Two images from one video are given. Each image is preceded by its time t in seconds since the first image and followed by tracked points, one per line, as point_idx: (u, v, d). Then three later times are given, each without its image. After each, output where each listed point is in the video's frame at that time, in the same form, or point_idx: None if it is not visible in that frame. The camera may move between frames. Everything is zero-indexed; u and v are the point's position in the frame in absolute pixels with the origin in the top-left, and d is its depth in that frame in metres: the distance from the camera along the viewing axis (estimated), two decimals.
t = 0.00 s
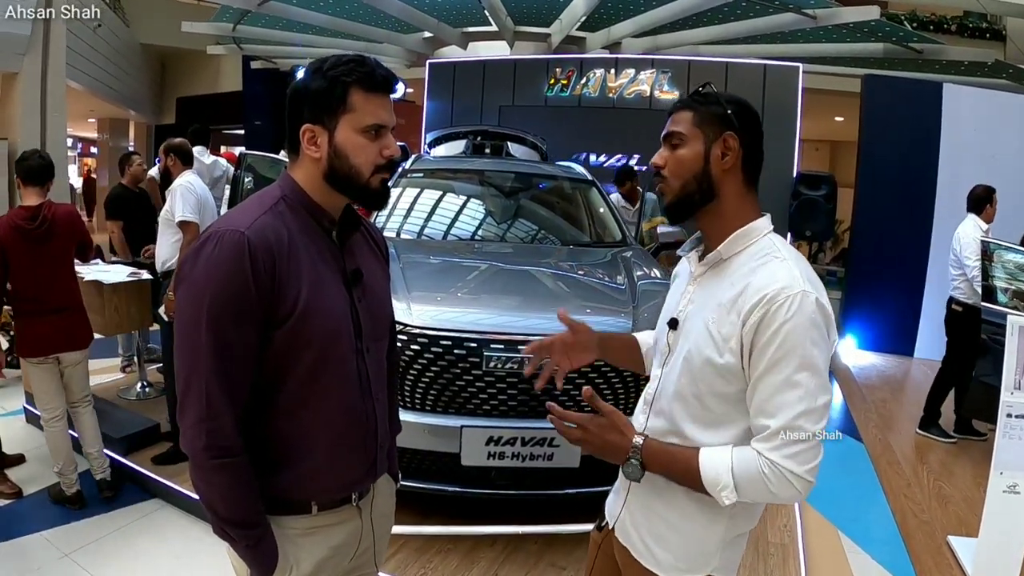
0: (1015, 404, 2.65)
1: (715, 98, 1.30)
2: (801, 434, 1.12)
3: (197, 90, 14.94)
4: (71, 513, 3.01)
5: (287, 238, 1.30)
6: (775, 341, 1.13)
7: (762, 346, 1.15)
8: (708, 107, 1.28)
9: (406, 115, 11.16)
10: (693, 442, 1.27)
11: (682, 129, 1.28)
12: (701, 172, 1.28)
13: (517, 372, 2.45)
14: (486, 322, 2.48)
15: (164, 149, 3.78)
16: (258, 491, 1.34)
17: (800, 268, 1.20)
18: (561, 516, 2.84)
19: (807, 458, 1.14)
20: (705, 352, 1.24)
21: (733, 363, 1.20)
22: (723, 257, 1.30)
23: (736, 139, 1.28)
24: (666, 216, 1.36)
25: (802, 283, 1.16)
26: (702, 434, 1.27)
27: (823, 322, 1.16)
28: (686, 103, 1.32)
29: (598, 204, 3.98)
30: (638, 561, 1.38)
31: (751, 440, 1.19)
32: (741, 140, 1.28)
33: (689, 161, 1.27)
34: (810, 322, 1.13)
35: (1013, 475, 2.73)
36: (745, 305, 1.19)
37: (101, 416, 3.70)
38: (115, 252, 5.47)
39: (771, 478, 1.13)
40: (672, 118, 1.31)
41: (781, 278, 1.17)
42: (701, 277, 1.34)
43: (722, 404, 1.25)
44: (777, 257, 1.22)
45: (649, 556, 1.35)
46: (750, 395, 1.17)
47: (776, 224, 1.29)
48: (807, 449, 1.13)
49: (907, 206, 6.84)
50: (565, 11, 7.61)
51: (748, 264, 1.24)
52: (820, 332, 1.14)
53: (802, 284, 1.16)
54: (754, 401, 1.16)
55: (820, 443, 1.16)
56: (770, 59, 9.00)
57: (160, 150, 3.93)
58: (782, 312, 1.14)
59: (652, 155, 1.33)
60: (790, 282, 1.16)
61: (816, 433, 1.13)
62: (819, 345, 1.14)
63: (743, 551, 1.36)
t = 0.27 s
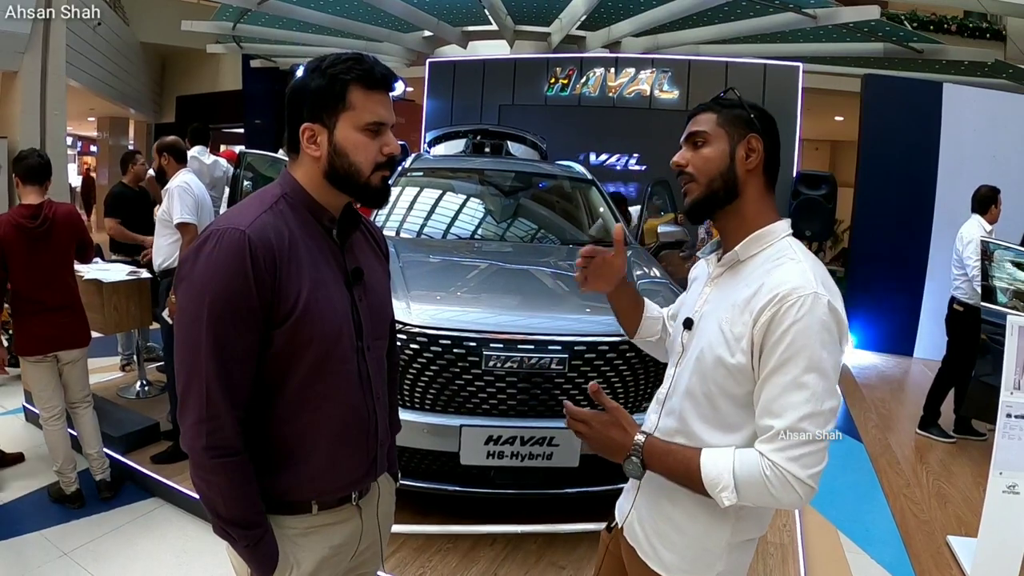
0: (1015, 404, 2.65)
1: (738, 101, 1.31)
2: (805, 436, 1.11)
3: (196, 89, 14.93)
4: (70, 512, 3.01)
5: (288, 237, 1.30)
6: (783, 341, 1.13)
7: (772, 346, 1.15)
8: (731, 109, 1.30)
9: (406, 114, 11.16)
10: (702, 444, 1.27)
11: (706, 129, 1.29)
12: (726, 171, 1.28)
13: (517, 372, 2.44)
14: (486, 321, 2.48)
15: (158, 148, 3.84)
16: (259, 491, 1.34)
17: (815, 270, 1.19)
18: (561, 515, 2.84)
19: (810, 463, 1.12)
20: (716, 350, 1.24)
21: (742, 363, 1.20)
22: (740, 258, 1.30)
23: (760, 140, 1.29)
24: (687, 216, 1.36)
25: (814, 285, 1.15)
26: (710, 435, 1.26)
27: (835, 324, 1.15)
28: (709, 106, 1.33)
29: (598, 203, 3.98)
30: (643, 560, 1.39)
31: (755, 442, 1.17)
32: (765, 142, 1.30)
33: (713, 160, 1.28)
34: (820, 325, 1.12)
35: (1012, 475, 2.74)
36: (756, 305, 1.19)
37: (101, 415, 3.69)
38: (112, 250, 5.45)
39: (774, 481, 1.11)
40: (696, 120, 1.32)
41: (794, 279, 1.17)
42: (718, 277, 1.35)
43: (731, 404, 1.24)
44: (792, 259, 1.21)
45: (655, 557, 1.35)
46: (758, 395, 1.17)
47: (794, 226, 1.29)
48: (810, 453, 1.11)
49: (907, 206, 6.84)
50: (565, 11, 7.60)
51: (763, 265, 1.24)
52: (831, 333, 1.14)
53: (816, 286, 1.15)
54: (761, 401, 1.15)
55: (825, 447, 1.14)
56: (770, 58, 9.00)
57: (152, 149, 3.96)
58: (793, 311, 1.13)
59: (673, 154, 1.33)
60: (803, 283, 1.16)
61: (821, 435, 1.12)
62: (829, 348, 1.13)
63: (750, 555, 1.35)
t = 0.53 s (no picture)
0: (1013, 405, 2.65)
1: (746, 104, 1.31)
2: (819, 441, 1.11)
3: (195, 88, 14.91)
4: (68, 512, 3.00)
5: (288, 236, 1.30)
6: (795, 347, 1.13)
7: (785, 351, 1.15)
8: (740, 112, 1.30)
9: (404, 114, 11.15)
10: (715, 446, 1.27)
11: (716, 134, 1.29)
12: (735, 176, 1.28)
13: (515, 372, 2.44)
14: (485, 321, 2.48)
15: (154, 146, 3.85)
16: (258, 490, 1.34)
17: (827, 275, 1.19)
18: (560, 515, 2.84)
19: (825, 468, 1.12)
20: (728, 354, 1.24)
21: (755, 366, 1.20)
22: (752, 260, 1.30)
23: (769, 141, 1.28)
24: (700, 221, 1.36)
25: (827, 290, 1.15)
26: (723, 439, 1.26)
27: (848, 330, 1.15)
28: (718, 110, 1.33)
29: (597, 203, 3.99)
30: (655, 564, 1.39)
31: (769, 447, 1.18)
32: (775, 143, 1.29)
33: (723, 166, 1.28)
34: (832, 329, 1.12)
35: (1010, 475, 2.74)
36: (769, 309, 1.19)
37: (99, 415, 3.69)
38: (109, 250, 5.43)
39: (789, 486, 1.12)
40: (706, 124, 1.32)
41: (807, 285, 1.17)
42: (730, 279, 1.34)
43: (742, 407, 1.24)
44: (804, 264, 1.21)
45: (666, 561, 1.36)
46: (771, 399, 1.17)
47: (807, 230, 1.29)
48: (825, 457, 1.12)
49: (905, 207, 6.85)
50: (565, 11, 7.60)
51: (775, 269, 1.24)
52: (844, 338, 1.14)
53: (829, 291, 1.15)
54: (774, 405, 1.15)
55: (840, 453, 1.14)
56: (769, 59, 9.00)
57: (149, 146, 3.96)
58: (805, 317, 1.13)
59: (685, 162, 1.33)
60: (816, 289, 1.16)
61: (834, 439, 1.12)
62: (844, 353, 1.13)
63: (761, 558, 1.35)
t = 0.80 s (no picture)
0: (1011, 404, 2.66)
1: (760, 105, 1.31)
2: (832, 453, 1.13)
3: (193, 89, 14.89)
4: (66, 513, 3.00)
5: (286, 237, 1.30)
6: (819, 362, 1.14)
7: (807, 362, 1.15)
8: (754, 113, 1.29)
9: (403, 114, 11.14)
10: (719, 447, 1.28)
11: (728, 136, 1.29)
12: (747, 178, 1.27)
13: (513, 372, 2.44)
14: (483, 322, 2.48)
15: (152, 146, 3.84)
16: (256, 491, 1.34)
17: (845, 288, 1.20)
18: (558, 515, 2.84)
19: (833, 477, 1.14)
20: (744, 362, 1.23)
21: (773, 377, 1.20)
22: (767, 268, 1.28)
23: (782, 144, 1.28)
24: (710, 224, 1.35)
25: (850, 305, 1.16)
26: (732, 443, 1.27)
27: (865, 343, 1.17)
28: (732, 110, 1.32)
29: (595, 204, 3.99)
30: (658, 564, 1.38)
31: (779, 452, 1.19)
32: (788, 147, 1.28)
33: (735, 169, 1.28)
34: (855, 344, 1.14)
35: (1008, 475, 2.75)
36: (791, 321, 1.19)
37: (96, 416, 3.68)
38: (108, 250, 5.43)
39: (798, 492, 1.13)
40: (718, 125, 1.32)
41: (830, 299, 1.17)
42: (741, 284, 1.32)
43: (753, 413, 1.24)
44: (823, 276, 1.22)
45: (668, 558, 1.36)
46: (786, 410, 1.18)
47: (820, 239, 1.30)
48: (835, 467, 1.14)
49: (903, 206, 6.85)
50: (563, 11, 7.60)
51: (793, 278, 1.24)
52: (861, 351, 1.16)
53: (851, 306, 1.17)
54: (789, 415, 1.16)
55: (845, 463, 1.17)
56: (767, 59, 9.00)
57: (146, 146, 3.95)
58: (831, 332, 1.14)
59: (695, 162, 1.33)
60: (839, 303, 1.16)
61: (845, 449, 1.14)
62: (861, 367, 1.16)
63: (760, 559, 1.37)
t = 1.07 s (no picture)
0: (1013, 401, 2.64)
1: (759, 102, 1.30)
2: (849, 448, 1.13)
3: (193, 90, 14.89)
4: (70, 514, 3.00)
5: (286, 237, 1.30)
6: (822, 361, 1.13)
7: (810, 362, 1.15)
8: (754, 110, 1.28)
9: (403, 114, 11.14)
10: (724, 448, 1.28)
11: (727, 132, 1.27)
12: (748, 177, 1.27)
13: (514, 373, 2.44)
14: (483, 322, 2.48)
15: (153, 147, 3.85)
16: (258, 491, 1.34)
17: (843, 283, 1.20)
18: (559, 515, 2.84)
19: (852, 470, 1.14)
20: (744, 361, 1.23)
21: (774, 375, 1.20)
22: (763, 266, 1.28)
23: (783, 143, 1.27)
24: (708, 224, 1.34)
25: (848, 300, 1.16)
26: (736, 442, 1.27)
27: (866, 339, 1.17)
28: (730, 106, 1.31)
29: (595, 203, 3.99)
30: (659, 563, 1.39)
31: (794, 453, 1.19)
32: (788, 145, 1.28)
33: (734, 167, 1.27)
34: (857, 339, 1.14)
35: (1010, 472, 2.75)
36: (790, 320, 1.18)
37: (97, 417, 3.68)
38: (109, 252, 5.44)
39: (820, 491, 1.14)
40: (716, 121, 1.30)
41: (830, 296, 1.16)
42: (737, 283, 1.32)
43: (755, 412, 1.25)
44: (820, 272, 1.21)
45: (671, 559, 1.35)
46: (795, 410, 1.17)
47: (816, 235, 1.29)
48: (854, 461, 1.14)
49: (904, 204, 6.84)
50: (562, 9, 7.59)
51: (790, 276, 1.24)
52: (863, 347, 1.15)
53: (849, 301, 1.16)
54: (799, 417, 1.16)
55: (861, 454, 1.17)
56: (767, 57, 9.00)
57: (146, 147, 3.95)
58: (831, 330, 1.13)
59: (693, 159, 1.31)
60: (838, 299, 1.16)
61: (861, 444, 1.14)
62: (865, 362, 1.15)
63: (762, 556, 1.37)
